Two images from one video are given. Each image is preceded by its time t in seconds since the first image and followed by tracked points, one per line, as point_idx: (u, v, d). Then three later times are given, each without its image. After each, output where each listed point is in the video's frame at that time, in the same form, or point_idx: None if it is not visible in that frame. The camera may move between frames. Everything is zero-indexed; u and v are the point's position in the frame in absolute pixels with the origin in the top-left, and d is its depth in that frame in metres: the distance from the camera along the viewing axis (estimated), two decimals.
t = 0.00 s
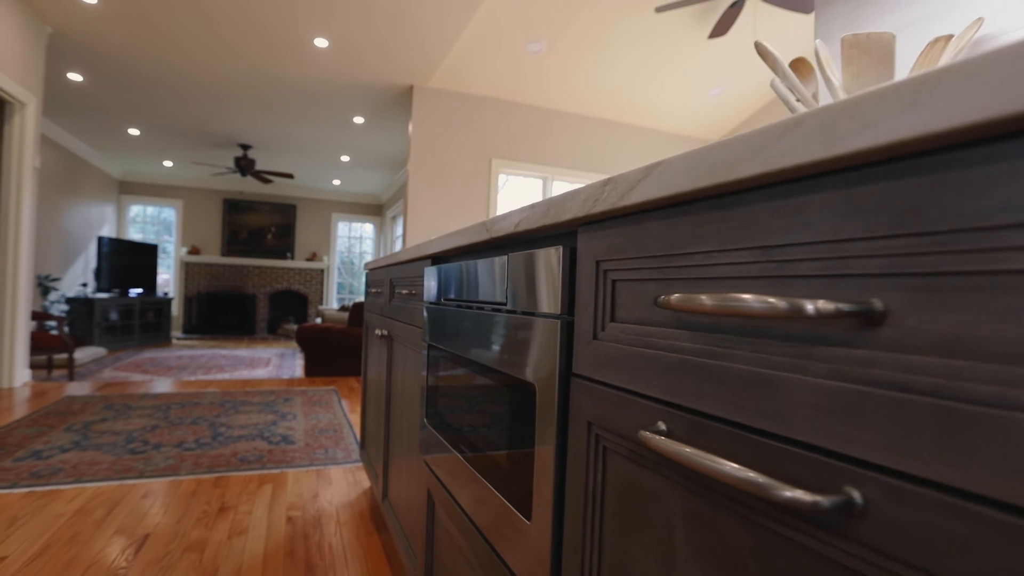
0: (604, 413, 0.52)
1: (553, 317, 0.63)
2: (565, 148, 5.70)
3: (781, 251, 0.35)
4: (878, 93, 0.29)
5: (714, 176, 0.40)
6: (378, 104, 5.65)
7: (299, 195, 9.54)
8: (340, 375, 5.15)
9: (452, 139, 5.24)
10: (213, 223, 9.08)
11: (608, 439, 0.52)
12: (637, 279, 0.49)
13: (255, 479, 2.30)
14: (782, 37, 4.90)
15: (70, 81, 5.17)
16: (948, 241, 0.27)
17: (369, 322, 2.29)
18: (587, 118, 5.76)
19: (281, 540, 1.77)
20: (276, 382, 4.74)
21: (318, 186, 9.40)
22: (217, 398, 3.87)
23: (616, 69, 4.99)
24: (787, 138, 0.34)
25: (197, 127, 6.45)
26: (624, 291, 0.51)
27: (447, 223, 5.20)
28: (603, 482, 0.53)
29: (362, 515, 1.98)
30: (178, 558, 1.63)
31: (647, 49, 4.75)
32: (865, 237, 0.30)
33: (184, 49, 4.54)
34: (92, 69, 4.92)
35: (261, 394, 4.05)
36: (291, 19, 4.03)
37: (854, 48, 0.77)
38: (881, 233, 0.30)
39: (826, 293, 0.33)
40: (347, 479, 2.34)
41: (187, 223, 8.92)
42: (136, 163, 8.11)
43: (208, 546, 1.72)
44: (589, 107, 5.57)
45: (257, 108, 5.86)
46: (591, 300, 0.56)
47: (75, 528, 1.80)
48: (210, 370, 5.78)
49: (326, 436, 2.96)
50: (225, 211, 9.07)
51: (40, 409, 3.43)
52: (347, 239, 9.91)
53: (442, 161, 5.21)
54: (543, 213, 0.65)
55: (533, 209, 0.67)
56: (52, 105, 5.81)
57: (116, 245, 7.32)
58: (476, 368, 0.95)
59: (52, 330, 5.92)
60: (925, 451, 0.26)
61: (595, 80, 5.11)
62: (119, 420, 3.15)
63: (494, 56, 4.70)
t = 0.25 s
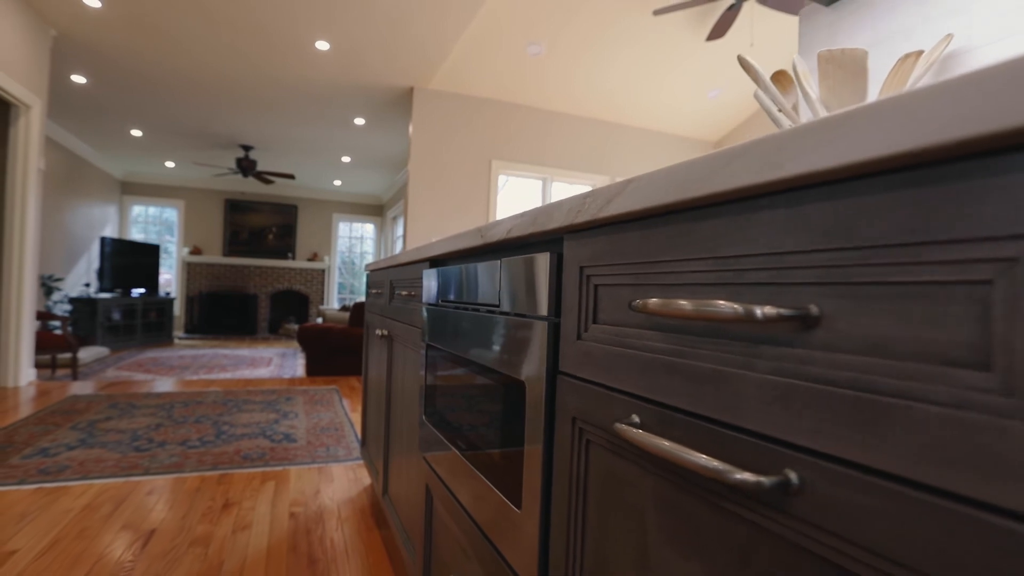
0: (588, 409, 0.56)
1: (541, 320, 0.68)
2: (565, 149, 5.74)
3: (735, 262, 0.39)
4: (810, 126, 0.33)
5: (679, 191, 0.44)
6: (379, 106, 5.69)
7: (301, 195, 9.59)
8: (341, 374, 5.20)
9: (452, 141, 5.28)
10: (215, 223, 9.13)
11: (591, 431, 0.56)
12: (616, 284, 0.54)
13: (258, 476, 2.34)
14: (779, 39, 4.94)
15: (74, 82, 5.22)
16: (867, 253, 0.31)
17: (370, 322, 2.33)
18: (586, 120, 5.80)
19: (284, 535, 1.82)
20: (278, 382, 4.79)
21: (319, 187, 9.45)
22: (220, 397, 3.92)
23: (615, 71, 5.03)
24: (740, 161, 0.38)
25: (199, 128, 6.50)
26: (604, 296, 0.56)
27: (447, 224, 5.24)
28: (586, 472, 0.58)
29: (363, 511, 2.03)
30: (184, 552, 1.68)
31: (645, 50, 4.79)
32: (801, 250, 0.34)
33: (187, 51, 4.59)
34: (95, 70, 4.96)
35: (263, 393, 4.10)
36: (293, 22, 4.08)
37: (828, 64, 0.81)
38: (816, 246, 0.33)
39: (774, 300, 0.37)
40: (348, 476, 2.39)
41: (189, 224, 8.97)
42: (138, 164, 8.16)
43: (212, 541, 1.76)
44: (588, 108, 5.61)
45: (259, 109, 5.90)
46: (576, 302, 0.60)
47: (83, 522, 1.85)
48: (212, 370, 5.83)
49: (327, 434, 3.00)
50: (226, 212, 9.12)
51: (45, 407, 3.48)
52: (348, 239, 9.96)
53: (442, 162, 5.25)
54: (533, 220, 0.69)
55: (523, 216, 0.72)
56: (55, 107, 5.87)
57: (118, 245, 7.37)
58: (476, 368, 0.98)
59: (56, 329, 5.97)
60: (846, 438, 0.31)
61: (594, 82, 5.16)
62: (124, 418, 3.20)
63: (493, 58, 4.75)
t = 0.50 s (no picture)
0: (572, 403, 0.61)
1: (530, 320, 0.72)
2: (564, 150, 5.79)
3: (697, 268, 0.43)
4: (758, 150, 0.37)
5: (650, 203, 0.48)
6: (379, 107, 5.74)
7: (301, 195, 9.63)
8: (342, 373, 5.24)
9: (451, 142, 5.32)
10: (216, 223, 9.17)
11: (576, 423, 0.60)
12: (597, 288, 0.58)
13: (261, 473, 2.39)
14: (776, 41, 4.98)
15: (77, 84, 5.26)
16: (805, 261, 0.35)
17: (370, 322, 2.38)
18: (585, 121, 5.84)
19: (286, 530, 1.86)
20: (279, 381, 4.83)
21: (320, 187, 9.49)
22: (222, 396, 3.96)
23: (613, 73, 5.07)
24: (701, 177, 0.42)
25: (200, 129, 6.54)
26: (587, 297, 0.60)
27: (447, 224, 5.28)
28: (571, 462, 0.62)
29: (364, 507, 2.07)
30: (190, 546, 1.72)
31: (643, 52, 4.83)
32: (751, 258, 0.38)
33: (190, 53, 4.63)
34: (98, 72, 5.00)
35: (264, 392, 4.14)
36: (294, 25, 4.12)
37: (805, 76, 0.85)
38: (763, 256, 0.38)
39: (730, 303, 0.41)
40: (349, 473, 2.43)
41: (190, 224, 9.01)
42: (139, 164, 8.20)
43: (217, 535, 1.81)
44: (587, 109, 5.65)
45: (260, 110, 5.94)
46: (562, 304, 0.65)
47: (90, 517, 1.89)
48: (213, 369, 5.87)
49: (328, 432, 3.05)
50: (227, 212, 9.16)
51: (50, 406, 3.52)
52: (348, 239, 10.00)
53: (442, 163, 5.29)
54: (526, 226, 0.73)
55: (516, 221, 0.76)
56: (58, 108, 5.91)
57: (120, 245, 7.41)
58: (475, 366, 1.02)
59: (58, 329, 6.01)
60: (785, 424, 0.35)
61: (592, 84, 5.20)
62: (128, 417, 3.25)
63: (493, 59, 4.79)
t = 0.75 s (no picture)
0: (559, 395, 0.65)
1: (520, 319, 0.77)
2: (562, 151, 5.83)
3: (665, 271, 0.48)
4: (716, 166, 0.42)
5: (626, 211, 0.52)
6: (379, 108, 5.78)
7: (301, 195, 9.67)
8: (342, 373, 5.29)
9: (450, 143, 5.36)
10: (216, 223, 9.21)
11: (562, 413, 0.65)
12: (580, 288, 0.62)
13: (263, 470, 2.43)
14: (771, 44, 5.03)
15: (79, 86, 5.30)
16: (754, 265, 0.39)
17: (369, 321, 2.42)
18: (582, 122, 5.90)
19: (289, 523, 1.91)
20: (280, 380, 4.88)
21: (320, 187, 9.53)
22: (224, 395, 4.01)
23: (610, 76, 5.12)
24: (668, 189, 0.47)
25: (201, 130, 6.58)
26: (571, 298, 0.65)
27: (446, 225, 5.32)
28: (558, 450, 0.67)
29: (364, 502, 2.12)
30: (195, 539, 1.77)
31: (640, 54, 4.87)
32: (710, 262, 0.43)
33: (192, 55, 4.67)
34: (100, 74, 5.05)
35: (266, 391, 4.19)
36: (295, 28, 4.16)
37: (783, 87, 0.89)
38: (719, 262, 0.42)
39: (694, 301, 0.45)
40: (350, 469, 2.48)
41: (190, 224, 9.05)
42: (140, 165, 8.24)
43: (221, 529, 1.85)
44: (586, 110, 5.70)
45: (261, 112, 5.99)
46: (550, 303, 0.69)
47: (97, 512, 1.94)
48: (215, 369, 5.92)
49: (329, 430, 3.10)
50: (227, 212, 9.20)
51: (54, 405, 3.57)
52: (348, 239, 10.04)
53: (441, 164, 5.33)
54: (518, 230, 0.78)
55: (507, 226, 0.81)
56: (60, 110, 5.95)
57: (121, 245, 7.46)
58: (474, 365, 1.06)
59: (61, 329, 6.06)
60: (738, 409, 0.39)
61: (590, 85, 5.24)
62: (131, 415, 3.29)
63: (491, 61, 4.83)
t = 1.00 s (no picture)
0: (547, 388, 0.70)
1: (512, 318, 0.82)
2: (560, 152, 5.88)
3: (641, 273, 0.52)
4: (682, 178, 0.46)
5: (605, 217, 0.57)
6: (378, 109, 5.83)
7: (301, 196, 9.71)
8: (342, 372, 5.33)
9: (449, 144, 5.40)
10: (217, 223, 9.26)
11: (549, 405, 0.69)
12: (566, 288, 0.67)
13: (265, 466, 2.48)
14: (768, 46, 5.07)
15: (81, 88, 5.35)
16: (715, 268, 0.43)
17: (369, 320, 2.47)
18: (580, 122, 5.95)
19: (291, 518, 1.95)
20: (280, 379, 4.92)
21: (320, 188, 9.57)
22: (225, 393, 4.05)
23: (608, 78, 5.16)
24: (641, 197, 0.51)
25: (201, 130, 6.62)
26: (558, 298, 0.69)
27: (445, 225, 5.37)
28: (546, 439, 0.71)
29: (364, 498, 2.17)
30: (199, 533, 1.81)
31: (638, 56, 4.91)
32: (679, 265, 0.47)
33: (193, 57, 4.72)
34: (102, 76, 5.09)
35: (267, 390, 4.23)
36: (295, 30, 4.21)
37: (765, 96, 0.94)
38: (686, 264, 0.46)
39: (665, 300, 0.49)
40: (350, 466, 2.52)
41: (191, 224, 9.09)
42: (141, 165, 8.28)
43: (225, 523, 1.90)
44: (584, 111, 5.74)
45: (261, 113, 6.02)
46: (540, 301, 0.74)
47: (103, 507, 1.98)
48: (215, 368, 5.96)
49: (329, 428, 3.14)
50: (227, 212, 9.24)
51: (58, 403, 3.62)
52: (347, 239, 10.08)
53: (440, 165, 5.38)
54: (511, 234, 0.82)
55: (500, 229, 0.86)
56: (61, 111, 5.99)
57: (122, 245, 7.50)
58: (473, 365, 1.09)
59: (63, 328, 6.10)
60: (701, 398, 0.44)
61: (588, 87, 5.28)
62: (134, 413, 3.34)
63: (490, 63, 4.86)
